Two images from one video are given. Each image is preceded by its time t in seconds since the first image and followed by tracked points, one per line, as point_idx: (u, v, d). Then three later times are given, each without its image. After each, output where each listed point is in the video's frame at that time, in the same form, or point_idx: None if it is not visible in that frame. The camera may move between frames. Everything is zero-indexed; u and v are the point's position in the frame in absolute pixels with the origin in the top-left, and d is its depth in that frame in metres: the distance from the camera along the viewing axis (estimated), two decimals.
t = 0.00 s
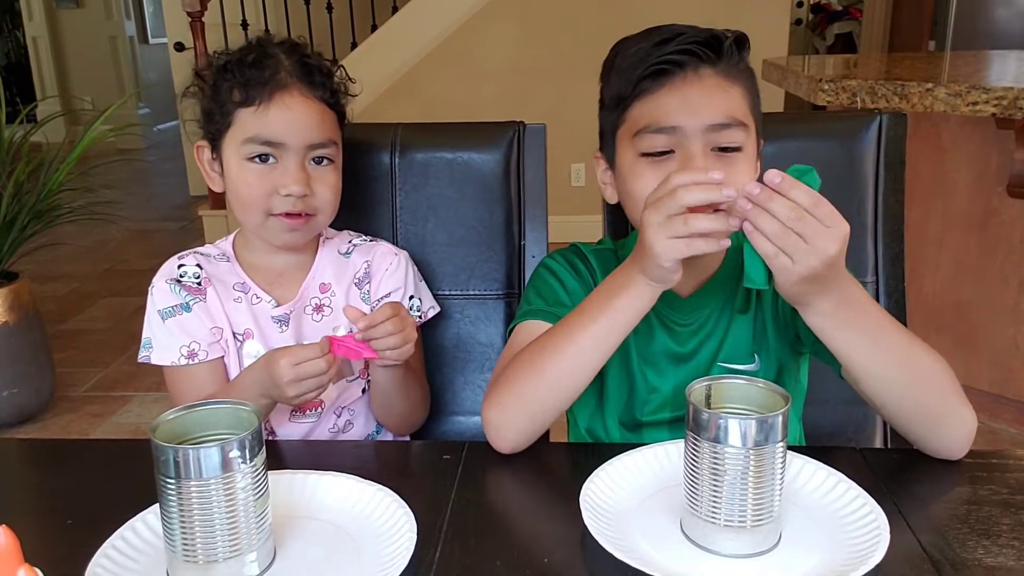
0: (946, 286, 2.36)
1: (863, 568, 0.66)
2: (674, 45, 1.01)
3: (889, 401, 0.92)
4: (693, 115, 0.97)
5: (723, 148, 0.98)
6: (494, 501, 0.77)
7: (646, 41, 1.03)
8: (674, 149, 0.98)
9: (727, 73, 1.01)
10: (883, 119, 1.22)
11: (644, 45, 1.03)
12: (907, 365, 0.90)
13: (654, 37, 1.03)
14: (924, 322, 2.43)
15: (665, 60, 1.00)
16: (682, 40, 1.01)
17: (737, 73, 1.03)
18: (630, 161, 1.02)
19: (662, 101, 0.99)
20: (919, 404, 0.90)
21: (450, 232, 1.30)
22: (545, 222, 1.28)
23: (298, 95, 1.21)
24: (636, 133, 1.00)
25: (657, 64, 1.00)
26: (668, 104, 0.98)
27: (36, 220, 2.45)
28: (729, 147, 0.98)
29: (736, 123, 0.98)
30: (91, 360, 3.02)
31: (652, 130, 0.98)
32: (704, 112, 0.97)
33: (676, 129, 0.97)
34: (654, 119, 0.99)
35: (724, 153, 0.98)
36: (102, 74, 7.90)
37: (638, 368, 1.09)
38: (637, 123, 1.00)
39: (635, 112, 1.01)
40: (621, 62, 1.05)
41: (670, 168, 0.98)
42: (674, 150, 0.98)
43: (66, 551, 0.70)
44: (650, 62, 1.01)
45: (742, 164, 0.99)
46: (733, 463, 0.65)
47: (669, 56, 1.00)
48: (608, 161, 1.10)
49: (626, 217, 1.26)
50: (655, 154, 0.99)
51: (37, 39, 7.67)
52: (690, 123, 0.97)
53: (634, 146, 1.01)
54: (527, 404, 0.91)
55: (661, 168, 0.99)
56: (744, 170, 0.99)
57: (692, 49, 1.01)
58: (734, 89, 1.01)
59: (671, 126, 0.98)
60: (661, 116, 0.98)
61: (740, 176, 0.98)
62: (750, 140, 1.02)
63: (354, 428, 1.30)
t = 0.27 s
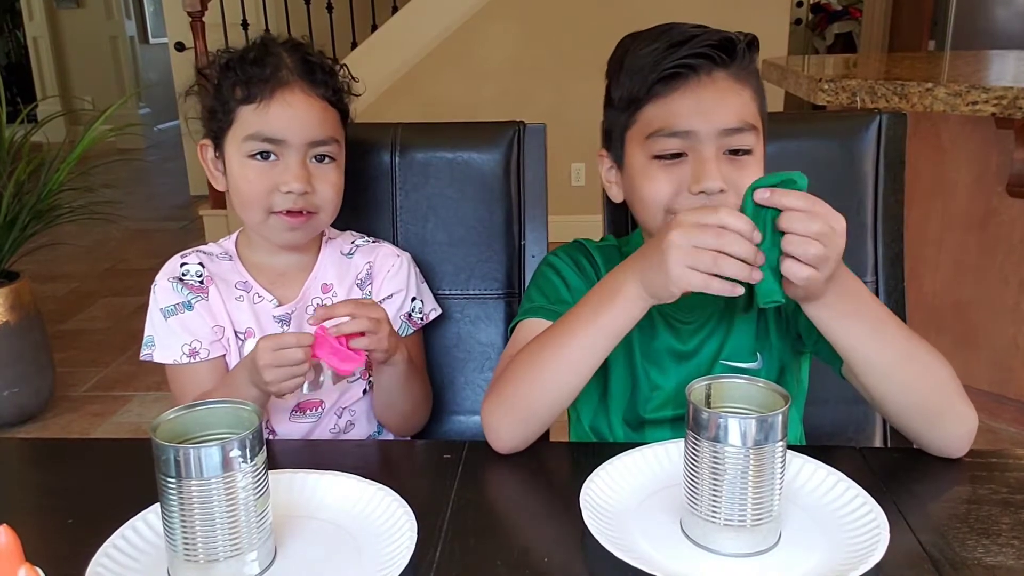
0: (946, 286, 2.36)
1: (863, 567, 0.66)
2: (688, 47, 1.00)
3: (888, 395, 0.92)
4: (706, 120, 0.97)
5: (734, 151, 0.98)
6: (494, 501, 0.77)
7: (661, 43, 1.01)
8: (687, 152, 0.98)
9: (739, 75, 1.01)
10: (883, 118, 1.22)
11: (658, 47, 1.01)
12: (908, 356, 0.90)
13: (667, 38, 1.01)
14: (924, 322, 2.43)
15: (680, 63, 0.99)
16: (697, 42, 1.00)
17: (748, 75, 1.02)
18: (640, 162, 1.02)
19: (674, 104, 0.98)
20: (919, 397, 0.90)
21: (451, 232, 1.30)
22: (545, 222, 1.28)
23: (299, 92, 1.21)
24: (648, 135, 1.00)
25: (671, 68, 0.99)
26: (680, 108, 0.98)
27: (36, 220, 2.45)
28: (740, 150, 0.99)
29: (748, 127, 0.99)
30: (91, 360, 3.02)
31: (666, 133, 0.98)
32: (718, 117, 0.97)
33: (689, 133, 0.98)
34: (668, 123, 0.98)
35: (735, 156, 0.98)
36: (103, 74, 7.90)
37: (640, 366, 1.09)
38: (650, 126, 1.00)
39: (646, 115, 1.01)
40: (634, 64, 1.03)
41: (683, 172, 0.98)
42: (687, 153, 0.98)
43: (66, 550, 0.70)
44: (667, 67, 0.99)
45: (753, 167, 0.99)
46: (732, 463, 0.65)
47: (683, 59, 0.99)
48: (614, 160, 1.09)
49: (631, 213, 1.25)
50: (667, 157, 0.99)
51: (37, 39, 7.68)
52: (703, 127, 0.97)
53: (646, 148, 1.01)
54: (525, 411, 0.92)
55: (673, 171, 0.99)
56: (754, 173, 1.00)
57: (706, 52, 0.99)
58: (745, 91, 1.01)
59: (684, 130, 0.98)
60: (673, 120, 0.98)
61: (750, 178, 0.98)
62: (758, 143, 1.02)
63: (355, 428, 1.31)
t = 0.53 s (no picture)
0: (946, 286, 2.36)
1: (863, 568, 0.66)
2: (693, 50, 0.99)
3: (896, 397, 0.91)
4: (710, 124, 0.97)
5: (736, 156, 0.98)
6: (495, 501, 0.77)
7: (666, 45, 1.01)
8: (689, 156, 0.98)
9: (743, 78, 1.01)
10: (883, 119, 1.22)
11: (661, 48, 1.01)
12: (918, 356, 0.89)
13: (671, 39, 1.01)
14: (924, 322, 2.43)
15: (685, 66, 0.99)
16: (703, 44, 1.00)
17: (752, 78, 1.03)
18: (643, 164, 1.02)
19: (678, 107, 0.98)
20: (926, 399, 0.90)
21: (451, 233, 1.30)
22: (545, 222, 1.28)
23: (296, 90, 1.21)
24: (651, 138, 1.00)
25: (677, 70, 0.99)
26: (684, 112, 0.98)
27: (36, 220, 2.45)
28: (742, 154, 0.99)
29: (751, 132, 0.99)
30: (91, 361, 3.02)
31: (669, 136, 0.98)
32: (723, 121, 0.97)
33: (692, 137, 0.97)
34: (673, 126, 0.98)
35: (737, 160, 0.98)
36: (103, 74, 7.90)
37: (640, 367, 1.09)
38: (654, 129, 1.00)
39: (649, 117, 1.00)
40: (638, 65, 1.02)
41: (688, 175, 0.98)
42: (689, 156, 0.98)
43: (66, 551, 0.70)
44: (671, 68, 0.99)
45: (755, 171, 0.99)
46: (732, 464, 0.65)
47: (688, 62, 0.99)
48: (617, 159, 1.09)
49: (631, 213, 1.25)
50: (671, 161, 0.99)
51: (37, 39, 7.68)
52: (707, 131, 0.97)
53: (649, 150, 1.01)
54: (520, 412, 0.92)
55: (676, 175, 0.99)
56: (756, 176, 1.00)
57: (712, 55, 0.99)
58: (749, 94, 1.01)
59: (687, 134, 0.98)
60: (677, 122, 0.98)
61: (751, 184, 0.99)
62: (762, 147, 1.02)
63: (355, 429, 1.31)
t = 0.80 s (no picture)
0: (946, 286, 2.36)
1: (863, 567, 0.66)
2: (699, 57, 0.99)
3: (916, 397, 0.90)
4: (717, 131, 0.97)
5: (741, 163, 0.98)
6: (495, 501, 0.77)
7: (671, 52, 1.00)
8: (696, 164, 0.98)
9: (747, 83, 1.01)
10: (884, 119, 1.22)
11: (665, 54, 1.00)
12: (938, 356, 0.89)
13: (676, 44, 1.01)
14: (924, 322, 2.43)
15: (691, 74, 0.98)
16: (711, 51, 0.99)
17: (756, 83, 1.03)
18: (648, 171, 1.02)
19: (683, 115, 0.98)
20: (945, 404, 0.89)
21: (451, 232, 1.30)
22: (545, 222, 1.28)
23: (292, 90, 1.21)
24: (656, 145, 1.00)
25: (683, 78, 0.98)
26: (688, 118, 0.98)
27: (36, 220, 2.45)
28: (746, 162, 0.99)
29: (756, 140, 0.99)
30: (91, 360, 3.02)
31: (674, 145, 0.98)
32: (728, 128, 0.97)
33: (700, 145, 0.97)
34: (677, 134, 0.98)
35: (743, 168, 0.98)
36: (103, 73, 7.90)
37: (641, 369, 1.09)
38: (659, 135, 0.99)
39: (655, 124, 1.00)
40: (642, 70, 1.02)
41: (693, 183, 0.98)
42: (696, 165, 0.98)
43: (66, 551, 0.70)
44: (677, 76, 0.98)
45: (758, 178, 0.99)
46: (732, 464, 0.65)
47: (694, 70, 0.98)
48: (618, 163, 1.09)
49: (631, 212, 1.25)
50: (677, 169, 0.99)
51: (37, 39, 7.68)
52: (715, 138, 0.97)
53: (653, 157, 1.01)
54: (520, 416, 0.90)
55: (682, 184, 0.99)
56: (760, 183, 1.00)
57: (718, 62, 0.99)
58: (753, 100, 1.01)
59: (694, 142, 0.97)
60: (683, 130, 0.98)
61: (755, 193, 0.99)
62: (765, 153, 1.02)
63: (352, 427, 1.31)
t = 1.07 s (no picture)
0: (946, 285, 2.36)
1: (863, 567, 0.66)
2: (700, 62, 0.99)
3: (925, 395, 0.90)
4: (717, 135, 0.97)
5: (741, 167, 0.98)
6: (495, 501, 0.77)
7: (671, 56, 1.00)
8: (695, 169, 0.98)
9: (746, 86, 1.01)
10: (883, 119, 1.22)
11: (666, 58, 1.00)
12: (950, 354, 0.89)
13: (676, 47, 1.01)
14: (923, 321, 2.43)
15: (691, 79, 0.98)
16: (711, 55, 0.99)
17: (755, 86, 1.03)
18: (647, 176, 1.02)
19: (682, 120, 0.98)
20: (955, 404, 0.89)
21: (451, 232, 1.30)
22: (545, 221, 1.28)
23: (286, 91, 1.21)
24: (656, 150, 1.00)
25: (683, 83, 0.98)
26: (687, 123, 0.98)
27: (36, 220, 2.45)
28: (747, 166, 0.98)
29: (757, 144, 0.99)
30: (91, 360, 3.02)
31: (674, 150, 0.98)
32: (727, 132, 0.97)
33: (700, 150, 0.97)
34: (677, 139, 0.98)
35: (743, 171, 0.98)
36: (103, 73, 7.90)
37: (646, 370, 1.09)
38: (659, 141, 1.00)
39: (655, 130, 1.00)
40: (642, 73, 1.02)
41: (694, 188, 0.98)
42: (696, 169, 0.98)
43: (66, 551, 0.70)
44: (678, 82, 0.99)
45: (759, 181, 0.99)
46: (732, 464, 0.65)
47: (695, 75, 0.98)
48: (618, 165, 1.09)
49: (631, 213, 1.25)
50: (677, 174, 0.99)
51: (37, 39, 7.67)
52: (715, 143, 0.97)
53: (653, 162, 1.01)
54: (525, 423, 0.90)
55: (683, 190, 0.99)
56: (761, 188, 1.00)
57: (719, 66, 0.99)
58: (753, 103, 1.01)
59: (694, 148, 0.97)
60: (683, 136, 0.98)
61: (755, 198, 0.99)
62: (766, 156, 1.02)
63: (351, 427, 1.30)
